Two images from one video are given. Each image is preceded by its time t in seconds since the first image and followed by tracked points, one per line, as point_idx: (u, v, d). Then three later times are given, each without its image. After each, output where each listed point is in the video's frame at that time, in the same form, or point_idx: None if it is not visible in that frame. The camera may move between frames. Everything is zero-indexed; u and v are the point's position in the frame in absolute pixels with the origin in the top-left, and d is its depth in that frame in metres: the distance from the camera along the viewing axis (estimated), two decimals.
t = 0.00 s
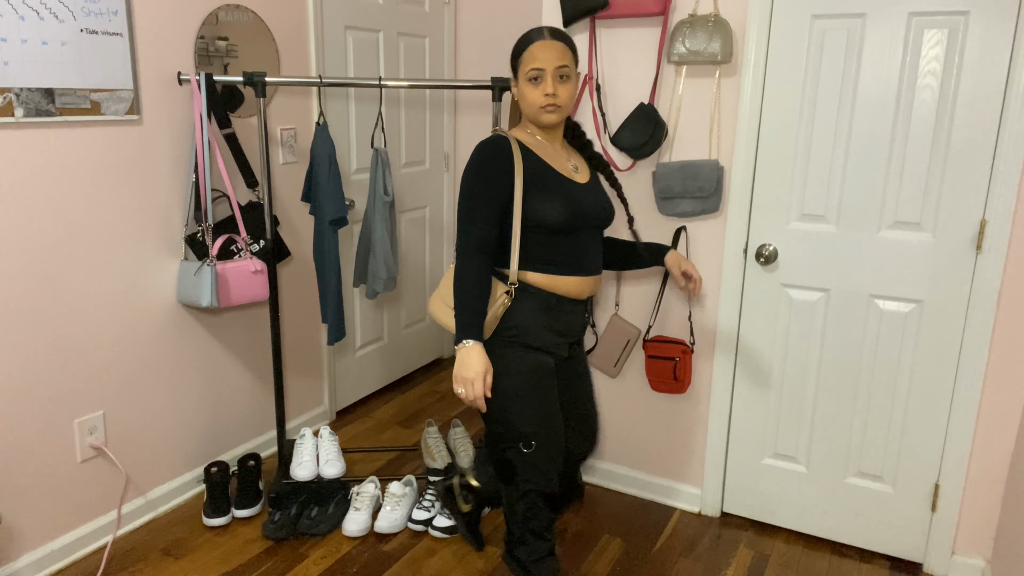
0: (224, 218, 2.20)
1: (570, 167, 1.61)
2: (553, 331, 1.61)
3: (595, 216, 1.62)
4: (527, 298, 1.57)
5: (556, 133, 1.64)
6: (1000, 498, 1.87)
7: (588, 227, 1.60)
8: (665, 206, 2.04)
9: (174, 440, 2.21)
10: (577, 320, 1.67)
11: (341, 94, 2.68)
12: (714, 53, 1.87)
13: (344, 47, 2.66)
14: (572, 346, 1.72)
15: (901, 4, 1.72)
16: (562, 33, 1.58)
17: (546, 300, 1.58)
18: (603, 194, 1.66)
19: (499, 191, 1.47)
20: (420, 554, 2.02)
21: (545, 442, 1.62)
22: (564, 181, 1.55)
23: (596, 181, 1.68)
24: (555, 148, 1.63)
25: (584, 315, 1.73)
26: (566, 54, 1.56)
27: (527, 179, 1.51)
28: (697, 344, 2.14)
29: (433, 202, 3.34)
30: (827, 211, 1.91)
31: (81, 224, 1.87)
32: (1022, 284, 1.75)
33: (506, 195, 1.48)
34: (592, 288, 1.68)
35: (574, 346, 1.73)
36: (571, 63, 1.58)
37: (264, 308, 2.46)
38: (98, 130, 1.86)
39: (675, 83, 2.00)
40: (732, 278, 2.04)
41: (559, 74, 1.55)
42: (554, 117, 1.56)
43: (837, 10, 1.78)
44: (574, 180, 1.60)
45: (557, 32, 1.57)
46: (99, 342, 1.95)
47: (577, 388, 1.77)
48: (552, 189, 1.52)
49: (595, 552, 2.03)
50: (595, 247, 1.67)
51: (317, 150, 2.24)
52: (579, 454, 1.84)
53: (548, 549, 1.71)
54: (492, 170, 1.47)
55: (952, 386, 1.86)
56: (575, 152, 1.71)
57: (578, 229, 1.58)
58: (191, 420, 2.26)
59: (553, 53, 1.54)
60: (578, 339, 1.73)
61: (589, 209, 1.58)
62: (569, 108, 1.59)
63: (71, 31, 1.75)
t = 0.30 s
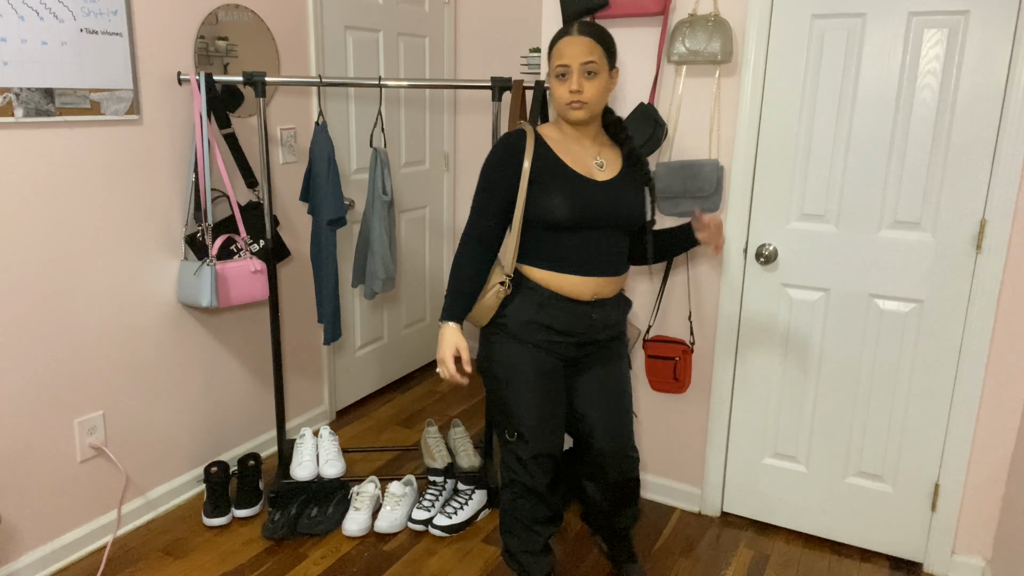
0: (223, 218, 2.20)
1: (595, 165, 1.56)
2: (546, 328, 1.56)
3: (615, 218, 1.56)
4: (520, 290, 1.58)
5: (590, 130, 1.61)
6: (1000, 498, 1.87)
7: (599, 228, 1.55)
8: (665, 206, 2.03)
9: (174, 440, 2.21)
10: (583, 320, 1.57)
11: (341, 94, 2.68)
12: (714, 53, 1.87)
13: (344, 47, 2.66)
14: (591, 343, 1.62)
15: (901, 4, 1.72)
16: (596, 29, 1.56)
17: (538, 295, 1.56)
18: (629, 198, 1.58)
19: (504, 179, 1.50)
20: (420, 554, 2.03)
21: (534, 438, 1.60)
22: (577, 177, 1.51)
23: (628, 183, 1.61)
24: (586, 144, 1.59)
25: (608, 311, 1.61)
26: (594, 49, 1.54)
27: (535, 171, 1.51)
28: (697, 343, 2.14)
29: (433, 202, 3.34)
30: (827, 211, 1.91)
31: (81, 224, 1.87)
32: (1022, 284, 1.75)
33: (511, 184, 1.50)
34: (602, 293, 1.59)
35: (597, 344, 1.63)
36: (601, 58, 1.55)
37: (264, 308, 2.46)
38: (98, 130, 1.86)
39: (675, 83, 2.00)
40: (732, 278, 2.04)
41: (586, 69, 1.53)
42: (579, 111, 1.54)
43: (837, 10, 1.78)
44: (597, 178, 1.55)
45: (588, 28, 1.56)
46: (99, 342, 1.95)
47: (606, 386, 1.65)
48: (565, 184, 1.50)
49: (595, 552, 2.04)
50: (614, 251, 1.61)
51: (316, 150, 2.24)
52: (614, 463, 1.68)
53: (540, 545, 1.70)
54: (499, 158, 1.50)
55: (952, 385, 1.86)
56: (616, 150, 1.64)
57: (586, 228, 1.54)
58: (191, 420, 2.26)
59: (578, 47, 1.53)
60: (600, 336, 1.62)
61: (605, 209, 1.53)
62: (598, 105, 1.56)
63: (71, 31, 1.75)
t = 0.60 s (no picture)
0: (223, 218, 2.19)
1: (627, 166, 1.60)
2: (585, 321, 1.62)
3: (643, 218, 1.58)
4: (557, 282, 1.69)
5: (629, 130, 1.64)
6: (1000, 498, 1.87)
7: (626, 227, 1.59)
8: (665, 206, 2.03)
9: (174, 440, 2.21)
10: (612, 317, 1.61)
11: (341, 94, 2.68)
12: (714, 53, 1.87)
13: (344, 47, 2.66)
14: (631, 340, 1.66)
15: (901, 4, 1.72)
16: (631, 30, 1.58)
17: (575, 288, 1.65)
18: (661, 198, 1.59)
19: (538, 176, 1.66)
20: (421, 554, 2.03)
21: (561, 424, 1.67)
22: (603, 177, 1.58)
23: (665, 182, 1.61)
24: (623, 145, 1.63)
25: (650, 309, 1.65)
26: (627, 53, 1.56)
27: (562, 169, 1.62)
28: (697, 343, 2.14)
29: (433, 202, 3.34)
30: (827, 211, 1.91)
31: (81, 224, 1.87)
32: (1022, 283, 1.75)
33: (543, 182, 1.65)
34: (636, 291, 1.63)
35: (637, 341, 1.67)
36: (634, 60, 1.57)
37: (264, 308, 2.46)
38: (97, 130, 1.86)
39: (675, 83, 2.00)
40: (731, 278, 2.04)
41: (618, 74, 1.55)
42: (611, 116, 1.58)
43: (837, 10, 1.78)
44: (627, 179, 1.59)
45: (624, 30, 1.57)
46: (99, 342, 1.95)
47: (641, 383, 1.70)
48: (586, 185, 1.59)
49: (595, 552, 2.04)
50: (649, 250, 1.62)
51: (316, 149, 2.24)
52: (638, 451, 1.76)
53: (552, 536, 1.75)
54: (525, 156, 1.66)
55: (952, 385, 1.86)
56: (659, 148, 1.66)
57: (612, 227, 1.59)
58: (191, 420, 2.26)
59: (610, 52, 1.55)
60: (639, 334, 1.66)
61: (632, 209, 1.57)
62: (632, 108, 1.58)
63: (71, 31, 1.75)
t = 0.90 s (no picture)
0: (223, 218, 2.20)
1: (646, 161, 1.62)
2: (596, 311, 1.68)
3: (653, 214, 1.61)
4: (577, 272, 1.77)
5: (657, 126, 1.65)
6: (1000, 498, 1.87)
7: (635, 222, 1.63)
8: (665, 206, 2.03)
9: (174, 440, 2.21)
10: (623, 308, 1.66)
11: (341, 94, 2.68)
12: (714, 53, 1.87)
13: (344, 47, 2.66)
14: (645, 336, 1.69)
15: (901, 4, 1.72)
16: (660, 30, 1.58)
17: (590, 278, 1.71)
18: (673, 195, 1.61)
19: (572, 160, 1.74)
20: (420, 555, 2.02)
21: (566, 405, 1.74)
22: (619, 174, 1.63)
23: (683, 179, 1.62)
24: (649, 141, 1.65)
25: (665, 307, 1.68)
26: (652, 51, 1.56)
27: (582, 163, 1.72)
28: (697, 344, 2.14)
29: (433, 202, 3.34)
30: (828, 211, 1.91)
31: (82, 224, 1.87)
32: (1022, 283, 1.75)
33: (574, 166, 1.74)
34: (641, 286, 1.65)
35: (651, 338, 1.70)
36: (664, 60, 1.58)
37: (264, 308, 2.46)
38: (98, 130, 1.86)
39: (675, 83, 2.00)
40: (732, 277, 2.04)
41: (642, 74, 1.57)
42: (636, 115, 1.60)
43: (837, 10, 1.78)
44: (642, 174, 1.62)
45: (651, 30, 1.58)
46: (99, 342, 1.95)
47: (655, 379, 1.72)
48: (600, 180, 1.66)
49: (595, 552, 2.03)
50: (659, 244, 1.64)
51: (316, 149, 2.24)
52: (647, 447, 1.78)
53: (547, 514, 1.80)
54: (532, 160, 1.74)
55: (952, 385, 1.86)
56: (685, 145, 1.65)
57: (621, 221, 1.65)
58: (191, 420, 2.26)
59: (635, 52, 1.56)
60: (653, 331, 1.69)
61: (645, 200, 1.61)
62: (656, 105, 1.59)
63: (71, 31, 1.75)
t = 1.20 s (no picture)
0: (224, 218, 2.20)
1: (638, 156, 1.69)
2: (586, 305, 1.77)
3: (635, 208, 1.68)
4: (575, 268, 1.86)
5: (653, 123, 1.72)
6: (1000, 498, 1.87)
7: (618, 215, 1.71)
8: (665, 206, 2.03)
9: (174, 440, 2.21)
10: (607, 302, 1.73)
11: (341, 94, 2.68)
12: (714, 53, 1.87)
13: (344, 47, 2.66)
14: (633, 332, 1.73)
15: (901, 4, 1.72)
16: (666, 28, 1.66)
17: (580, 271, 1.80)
18: (655, 194, 1.67)
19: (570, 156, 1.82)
20: (420, 555, 2.02)
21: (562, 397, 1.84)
22: (607, 169, 1.72)
23: (669, 178, 1.67)
24: (642, 137, 1.73)
25: (653, 304, 1.72)
26: (661, 46, 1.64)
27: (577, 158, 1.80)
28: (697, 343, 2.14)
29: (433, 202, 3.34)
30: (828, 211, 1.91)
31: (82, 224, 1.87)
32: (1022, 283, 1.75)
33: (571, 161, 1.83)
34: (620, 282, 1.71)
35: (641, 334, 1.73)
36: (670, 56, 1.65)
37: (264, 308, 2.46)
38: (98, 130, 1.86)
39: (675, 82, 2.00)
40: (732, 277, 2.04)
41: (650, 65, 1.64)
42: (637, 105, 1.67)
43: (837, 10, 1.78)
44: (629, 170, 1.70)
45: (659, 27, 1.66)
46: (99, 342, 1.95)
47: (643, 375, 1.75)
48: (592, 174, 1.75)
49: (595, 553, 2.03)
50: (641, 242, 1.70)
51: (317, 149, 2.24)
52: (637, 443, 1.80)
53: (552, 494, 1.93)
54: (526, 149, 1.81)
55: (952, 385, 1.86)
56: (678, 142, 1.70)
57: (606, 214, 1.73)
58: (191, 420, 2.26)
59: (645, 44, 1.64)
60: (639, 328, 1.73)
61: (627, 198, 1.68)
62: (658, 98, 1.66)
63: (71, 31, 1.75)
